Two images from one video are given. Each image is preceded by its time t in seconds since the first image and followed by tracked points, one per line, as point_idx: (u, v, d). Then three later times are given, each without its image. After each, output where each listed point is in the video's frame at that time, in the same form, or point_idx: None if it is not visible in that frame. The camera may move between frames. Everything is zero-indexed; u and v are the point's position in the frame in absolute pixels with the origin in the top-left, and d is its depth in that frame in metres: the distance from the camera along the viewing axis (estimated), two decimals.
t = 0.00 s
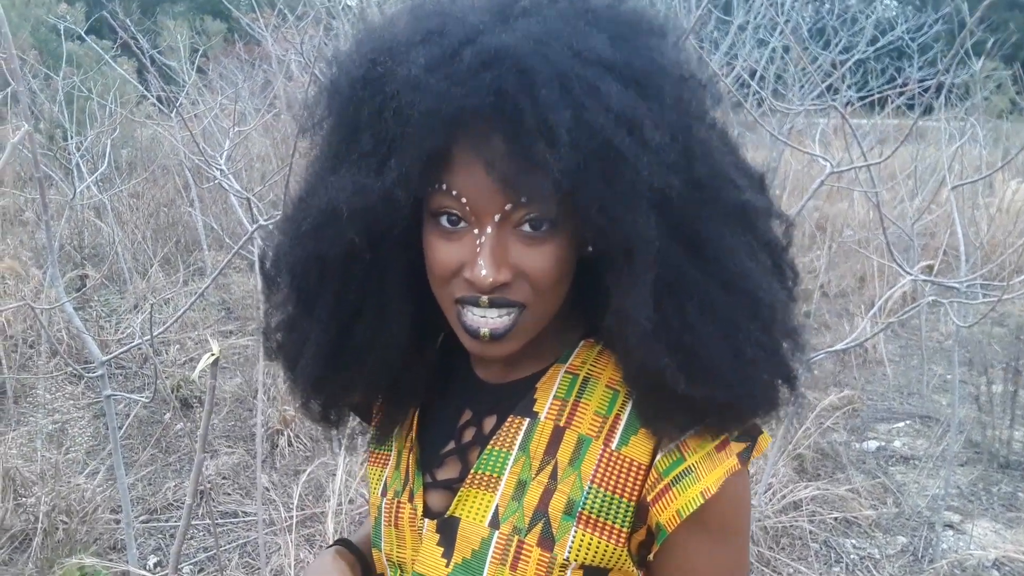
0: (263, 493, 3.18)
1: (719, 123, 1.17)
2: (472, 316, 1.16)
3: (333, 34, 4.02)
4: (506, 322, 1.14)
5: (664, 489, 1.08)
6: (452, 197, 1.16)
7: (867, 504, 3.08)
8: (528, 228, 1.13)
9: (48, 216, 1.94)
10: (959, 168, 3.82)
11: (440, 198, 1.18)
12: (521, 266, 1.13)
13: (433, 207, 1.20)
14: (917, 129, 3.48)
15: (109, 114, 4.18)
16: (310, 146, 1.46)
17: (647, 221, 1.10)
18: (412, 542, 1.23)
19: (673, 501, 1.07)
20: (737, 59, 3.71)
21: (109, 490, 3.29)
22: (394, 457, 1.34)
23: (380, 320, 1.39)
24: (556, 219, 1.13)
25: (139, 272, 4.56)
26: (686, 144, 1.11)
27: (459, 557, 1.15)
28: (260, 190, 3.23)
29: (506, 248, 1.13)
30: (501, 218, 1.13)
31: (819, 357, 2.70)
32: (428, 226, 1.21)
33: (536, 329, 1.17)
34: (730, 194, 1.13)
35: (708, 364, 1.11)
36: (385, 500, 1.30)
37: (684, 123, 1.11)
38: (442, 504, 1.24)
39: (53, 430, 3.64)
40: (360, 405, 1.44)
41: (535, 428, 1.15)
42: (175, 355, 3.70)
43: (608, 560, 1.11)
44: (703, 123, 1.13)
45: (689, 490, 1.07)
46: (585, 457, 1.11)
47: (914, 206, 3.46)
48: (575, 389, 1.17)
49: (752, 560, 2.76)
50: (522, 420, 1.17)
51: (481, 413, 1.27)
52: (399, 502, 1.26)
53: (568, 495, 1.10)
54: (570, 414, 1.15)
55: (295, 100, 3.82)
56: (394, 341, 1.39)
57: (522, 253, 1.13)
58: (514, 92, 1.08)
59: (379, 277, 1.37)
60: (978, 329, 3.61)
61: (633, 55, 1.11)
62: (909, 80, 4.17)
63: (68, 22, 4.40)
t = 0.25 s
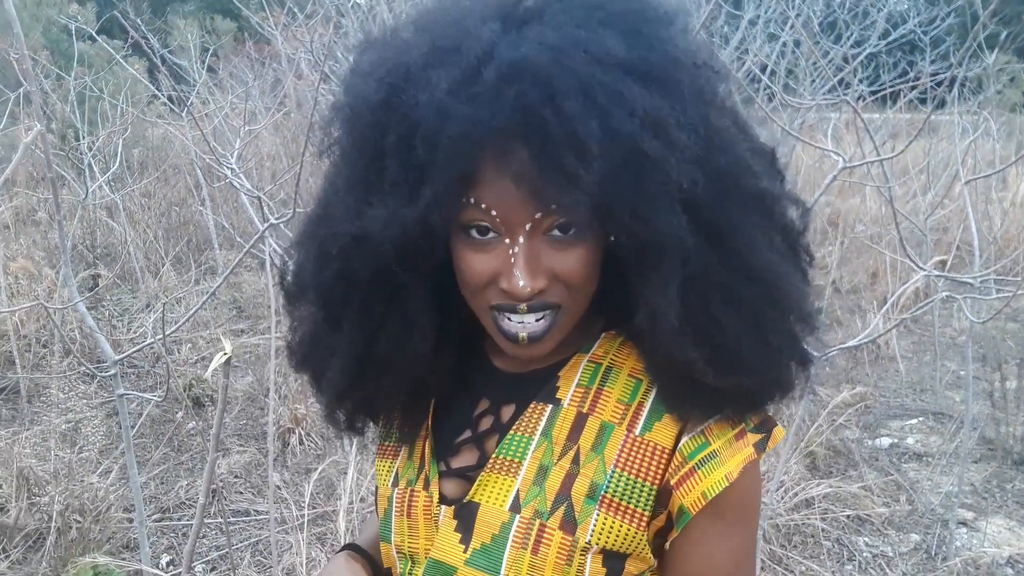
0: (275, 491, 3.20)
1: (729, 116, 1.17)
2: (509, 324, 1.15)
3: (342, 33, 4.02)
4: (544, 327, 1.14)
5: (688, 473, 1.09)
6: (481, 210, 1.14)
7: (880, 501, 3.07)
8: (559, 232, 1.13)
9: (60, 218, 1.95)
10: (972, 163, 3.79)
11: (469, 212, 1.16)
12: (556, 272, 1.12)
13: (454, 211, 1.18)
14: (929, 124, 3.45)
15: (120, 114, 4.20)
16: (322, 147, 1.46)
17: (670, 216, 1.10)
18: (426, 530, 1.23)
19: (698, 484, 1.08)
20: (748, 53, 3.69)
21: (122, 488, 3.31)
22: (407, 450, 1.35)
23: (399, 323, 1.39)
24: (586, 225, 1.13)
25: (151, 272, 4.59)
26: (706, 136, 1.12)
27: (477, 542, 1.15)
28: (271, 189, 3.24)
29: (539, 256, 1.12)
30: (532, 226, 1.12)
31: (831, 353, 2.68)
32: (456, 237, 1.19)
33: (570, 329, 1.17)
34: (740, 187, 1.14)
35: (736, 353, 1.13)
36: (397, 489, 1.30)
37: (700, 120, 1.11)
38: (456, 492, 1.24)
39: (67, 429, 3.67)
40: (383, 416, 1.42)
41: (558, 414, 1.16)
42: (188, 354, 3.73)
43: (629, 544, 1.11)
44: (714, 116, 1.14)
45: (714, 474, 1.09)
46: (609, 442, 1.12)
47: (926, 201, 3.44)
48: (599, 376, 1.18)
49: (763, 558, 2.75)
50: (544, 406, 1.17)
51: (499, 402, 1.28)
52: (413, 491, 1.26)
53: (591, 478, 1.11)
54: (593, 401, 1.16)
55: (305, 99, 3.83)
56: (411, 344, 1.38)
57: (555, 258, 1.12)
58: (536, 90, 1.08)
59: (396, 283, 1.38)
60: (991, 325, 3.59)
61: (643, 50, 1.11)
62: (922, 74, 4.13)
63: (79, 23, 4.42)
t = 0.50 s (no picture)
0: (275, 492, 3.21)
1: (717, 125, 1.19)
2: (510, 318, 1.14)
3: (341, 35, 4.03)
4: (545, 320, 1.14)
5: (694, 456, 1.11)
6: (482, 204, 1.14)
7: (878, 501, 3.07)
8: (558, 224, 1.14)
9: (61, 219, 1.96)
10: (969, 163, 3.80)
11: (468, 207, 1.15)
12: (556, 263, 1.13)
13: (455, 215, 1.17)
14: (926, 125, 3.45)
15: (120, 116, 4.21)
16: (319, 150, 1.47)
17: (673, 211, 1.14)
18: (434, 536, 1.22)
19: (705, 466, 1.10)
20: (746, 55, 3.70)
21: (122, 489, 3.32)
22: (405, 458, 1.34)
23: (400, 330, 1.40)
24: (586, 213, 1.15)
25: (151, 273, 4.59)
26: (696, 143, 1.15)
27: (489, 544, 1.14)
28: (270, 190, 3.25)
29: (541, 247, 1.13)
30: (534, 218, 1.13)
31: (828, 353, 2.69)
32: (452, 233, 1.19)
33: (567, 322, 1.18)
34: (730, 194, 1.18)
35: (734, 334, 1.17)
36: (398, 499, 1.28)
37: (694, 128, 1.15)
38: (461, 496, 1.23)
39: (67, 430, 3.67)
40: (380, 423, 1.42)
41: (559, 410, 1.16)
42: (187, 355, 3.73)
43: (640, 532, 1.11)
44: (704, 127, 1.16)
45: (719, 455, 1.11)
46: (612, 433, 1.13)
47: (923, 202, 3.45)
48: (595, 369, 1.19)
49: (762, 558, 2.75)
50: (545, 403, 1.18)
51: (495, 402, 1.28)
52: (416, 499, 1.25)
53: (599, 470, 1.11)
54: (593, 394, 1.16)
55: (304, 101, 3.84)
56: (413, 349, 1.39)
57: (556, 249, 1.13)
58: (536, 101, 1.10)
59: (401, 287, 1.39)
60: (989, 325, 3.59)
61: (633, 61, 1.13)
62: (919, 75, 4.15)
63: (79, 25, 4.44)
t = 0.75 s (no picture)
0: (268, 494, 3.19)
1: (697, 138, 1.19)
2: (518, 316, 1.11)
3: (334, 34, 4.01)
4: (551, 322, 1.12)
5: (687, 445, 1.12)
6: (506, 198, 1.10)
7: (873, 501, 3.07)
8: (571, 226, 1.13)
9: (49, 220, 1.93)
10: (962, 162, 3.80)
11: (490, 200, 1.10)
12: (570, 265, 1.11)
13: (466, 216, 1.13)
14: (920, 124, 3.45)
15: (111, 116, 4.18)
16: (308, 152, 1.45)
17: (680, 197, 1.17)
18: (430, 548, 1.21)
19: (699, 455, 1.11)
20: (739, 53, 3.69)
21: (114, 492, 3.29)
22: (392, 469, 1.30)
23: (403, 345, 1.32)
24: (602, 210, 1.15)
25: (143, 274, 4.56)
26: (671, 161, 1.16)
27: (490, 551, 1.14)
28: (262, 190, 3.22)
29: (558, 247, 1.10)
30: (554, 217, 1.10)
31: (823, 353, 2.68)
32: (464, 224, 1.13)
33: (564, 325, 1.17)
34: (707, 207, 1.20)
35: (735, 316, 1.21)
36: (390, 514, 1.26)
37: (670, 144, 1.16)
38: (454, 506, 1.22)
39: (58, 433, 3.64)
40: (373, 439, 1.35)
41: (549, 411, 1.16)
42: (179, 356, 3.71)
43: (639, 524, 1.13)
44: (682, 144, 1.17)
45: (712, 442, 1.12)
46: (603, 430, 1.14)
47: (917, 200, 3.44)
48: (581, 367, 1.19)
49: (757, 558, 2.75)
50: (533, 405, 1.17)
51: (482, 407, 1.27)
52: (410, 513, 1.24)
53: (595, 468, 1.12)
54: (581, 392, 1.17)
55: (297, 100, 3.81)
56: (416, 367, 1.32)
57: (571, 250, 1.12)
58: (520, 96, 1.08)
59: (401, 298, 1.31)
60: (983, 323, 3.60)
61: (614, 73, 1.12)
62: (912, 74, 4.15)
63: (69, 24, 4.40)
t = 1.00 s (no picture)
0: (269, 497, 3.20)
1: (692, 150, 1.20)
2: (516, 335, 1.15)
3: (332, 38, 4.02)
4: (547, 340, 1.16)
5: (686, 447, 1.17)
6: (505, 222, 1.12)
7: (872, 501, 3.08)
8: (567, 246, 1.17)
9: (50, 225, 1.94)
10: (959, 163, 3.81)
11: (491, 225, 1.12)
12: (565, 285, 1.16)
13: (467, 239, 1.15)
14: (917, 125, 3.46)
15: (110, 120, 4.19)
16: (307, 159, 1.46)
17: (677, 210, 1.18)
18: (434, 553, 1.25)
19: (698, 457, 1.16)
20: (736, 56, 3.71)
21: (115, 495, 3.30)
22: (393, 478, 1.33)
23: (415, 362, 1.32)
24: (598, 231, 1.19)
25: (143, 278, 4.58)
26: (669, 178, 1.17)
27: (493, 557, 1.17)
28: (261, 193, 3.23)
29: (555, 269, 1.14)
30: (552, 241, 1.14)
31: (821, 354, 2.69)
32: (464, 246, 1.16)
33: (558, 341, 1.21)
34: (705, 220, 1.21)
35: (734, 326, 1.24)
36: (393, 522, 1.29)
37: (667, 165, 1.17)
38: (457, 512, 1.26)
39: (59, 437, 3.65)
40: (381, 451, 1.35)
41: (547, 416, 1.20)
42: (179, 360, 3.72)
43: (640, 527, 1.17)
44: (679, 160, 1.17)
45: (709, 444, 1.17)
46: (602, 434, 1.18)
47: (915, 202, 3.45)
48: (578, 372, 1.23)
49: (757, 558, 2.76)
50: (532, 411, 1.20)
51: (481, 414, 1.30)
52: (412, 520, 1.27)
53: (594, 472, 1.17)
54: (579, 397, 1.21)
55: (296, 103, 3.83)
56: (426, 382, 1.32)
57: (567, 271, 1.16)
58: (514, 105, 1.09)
59: (409, 319, 1.31)
60: (980, 324, 3.61)
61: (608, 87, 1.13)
62: (908, 75, 4.16)
63: (68, 29, 4.41)
